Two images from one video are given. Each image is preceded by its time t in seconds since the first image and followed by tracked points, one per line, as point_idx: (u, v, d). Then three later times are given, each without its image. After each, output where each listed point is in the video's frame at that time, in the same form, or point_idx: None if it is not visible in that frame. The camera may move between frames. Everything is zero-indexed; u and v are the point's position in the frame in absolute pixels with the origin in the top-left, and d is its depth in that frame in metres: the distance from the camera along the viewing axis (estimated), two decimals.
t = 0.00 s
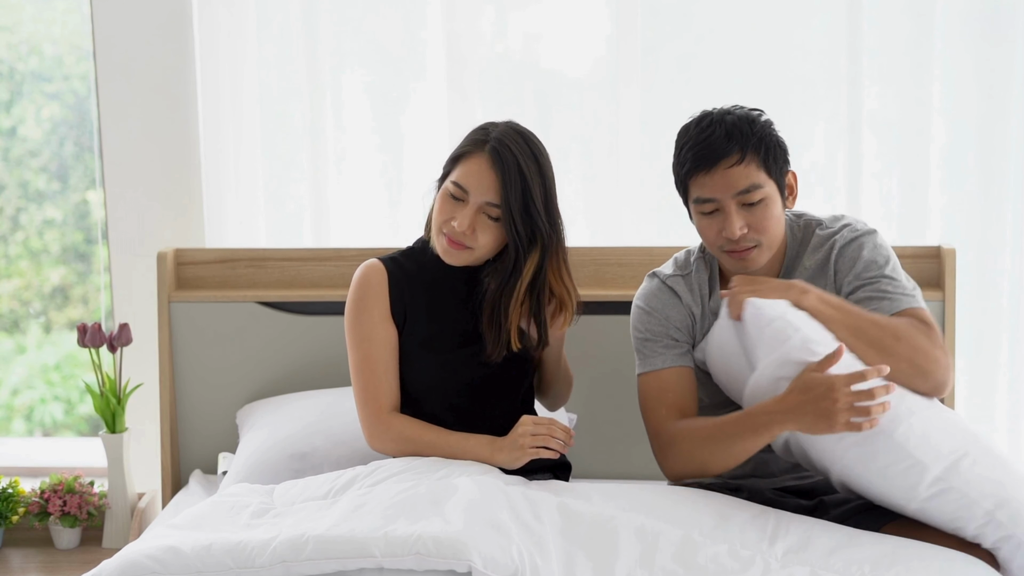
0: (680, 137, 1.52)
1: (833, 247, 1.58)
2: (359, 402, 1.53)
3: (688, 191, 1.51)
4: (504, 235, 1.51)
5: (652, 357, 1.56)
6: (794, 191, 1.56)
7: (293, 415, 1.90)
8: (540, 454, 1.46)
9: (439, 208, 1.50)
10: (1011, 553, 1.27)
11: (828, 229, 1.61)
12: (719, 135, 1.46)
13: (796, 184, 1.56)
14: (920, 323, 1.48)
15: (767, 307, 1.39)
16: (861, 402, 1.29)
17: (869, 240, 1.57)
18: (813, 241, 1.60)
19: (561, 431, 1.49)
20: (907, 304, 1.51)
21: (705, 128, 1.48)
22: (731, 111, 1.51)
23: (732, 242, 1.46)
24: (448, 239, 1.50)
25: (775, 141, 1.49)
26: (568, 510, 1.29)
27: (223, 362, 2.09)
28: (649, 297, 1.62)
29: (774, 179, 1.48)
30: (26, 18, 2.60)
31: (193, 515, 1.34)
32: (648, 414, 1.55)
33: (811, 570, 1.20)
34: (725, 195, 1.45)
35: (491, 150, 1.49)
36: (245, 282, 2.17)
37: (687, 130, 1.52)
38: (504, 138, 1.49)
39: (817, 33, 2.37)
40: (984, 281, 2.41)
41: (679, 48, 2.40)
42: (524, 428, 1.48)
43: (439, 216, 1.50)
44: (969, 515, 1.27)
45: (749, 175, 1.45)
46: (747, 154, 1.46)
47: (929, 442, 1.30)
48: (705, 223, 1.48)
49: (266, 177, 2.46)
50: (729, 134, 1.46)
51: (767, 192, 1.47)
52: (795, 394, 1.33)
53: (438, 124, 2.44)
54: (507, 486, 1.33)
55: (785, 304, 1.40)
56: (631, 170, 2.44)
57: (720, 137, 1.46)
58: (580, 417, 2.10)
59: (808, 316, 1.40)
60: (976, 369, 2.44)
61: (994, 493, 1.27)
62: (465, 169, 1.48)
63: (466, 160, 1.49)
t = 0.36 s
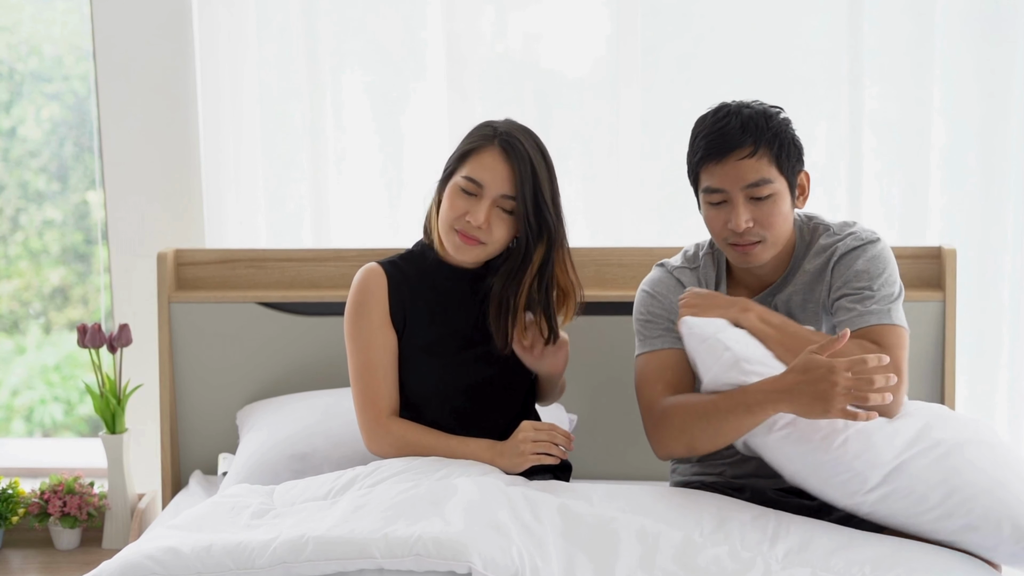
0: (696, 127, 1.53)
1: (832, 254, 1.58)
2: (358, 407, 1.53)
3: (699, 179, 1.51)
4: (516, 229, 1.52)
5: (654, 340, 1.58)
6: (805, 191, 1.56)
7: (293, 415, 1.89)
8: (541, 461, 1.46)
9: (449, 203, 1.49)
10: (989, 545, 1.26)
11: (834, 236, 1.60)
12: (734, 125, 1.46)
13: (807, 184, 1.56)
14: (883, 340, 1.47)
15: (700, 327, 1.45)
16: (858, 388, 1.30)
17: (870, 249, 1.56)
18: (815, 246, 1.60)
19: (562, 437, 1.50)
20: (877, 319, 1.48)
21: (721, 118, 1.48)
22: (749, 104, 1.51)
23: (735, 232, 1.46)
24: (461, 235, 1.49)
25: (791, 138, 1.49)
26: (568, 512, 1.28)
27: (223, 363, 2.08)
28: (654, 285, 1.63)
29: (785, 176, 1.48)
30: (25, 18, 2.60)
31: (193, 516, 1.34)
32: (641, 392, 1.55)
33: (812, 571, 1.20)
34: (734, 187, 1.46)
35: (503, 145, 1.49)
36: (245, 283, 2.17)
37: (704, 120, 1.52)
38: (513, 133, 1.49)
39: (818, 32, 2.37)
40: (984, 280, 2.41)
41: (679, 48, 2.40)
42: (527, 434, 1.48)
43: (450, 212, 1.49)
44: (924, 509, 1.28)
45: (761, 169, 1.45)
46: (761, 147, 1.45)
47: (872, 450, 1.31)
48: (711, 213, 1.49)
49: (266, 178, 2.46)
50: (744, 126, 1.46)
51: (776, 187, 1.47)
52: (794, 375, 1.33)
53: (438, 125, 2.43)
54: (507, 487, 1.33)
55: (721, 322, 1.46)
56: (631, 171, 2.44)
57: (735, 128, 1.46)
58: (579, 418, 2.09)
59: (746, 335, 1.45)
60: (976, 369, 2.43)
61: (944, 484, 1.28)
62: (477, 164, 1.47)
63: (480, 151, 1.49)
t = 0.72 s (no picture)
0: (707, 123, 1.52)
1: (832, 258, 1.56)
2: (359, 412, 1.52)
3: (707, 173, 1.51)
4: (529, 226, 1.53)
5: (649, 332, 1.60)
6: (810, 193, 1.56)
7: (294, 416, 1.89)
8: (546, 464, 1.46)
9: (465, 199, 1.48)
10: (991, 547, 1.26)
11: (837, 240, 1.59)
12: (748, 122, 1.45)
13: (814, 186, 1.56)
14: (862, 349, 1.45)
15: (672, 343, 1.41)
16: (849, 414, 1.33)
17: (870, 256, 1.54)
18: (817, 249, 1.60)
19: (565, 439, 1.49)
20: (862, 327, 1.47)
21: (735, 113, 1.47)
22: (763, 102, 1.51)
23: (740, 230, 1.46)
24: (479, 233, 1.48)
25: (803, 140, 1.48)
26: (569, 513, 1.28)
27: (224, 363, 2.08)
28: (653, 278, 1.65)
29: (794, 177, 1.47)
30: (25, 18, 2.60)
31: (194, 517, 1.34)
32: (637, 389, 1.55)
33: (813, 573, 1.19)
34: (742, 184, 1.46)
35: (517, 145, 1.50)
36: (245, 283, 2.16)
37: (716, 117, 1.51)
38: (526, 134, 1.51)
39: (819, 33, 2.36)
40: (985, 280, 2.41)
41: (679, 49, 2.40)
42: (531, 436, 1.47)
43: (468, 210, 1.48)
44: (900, 516, 1.26)
45: (770, 168, 1.44)
46: (772, 146, 1.45)
47: (847, 458, 1.30)
48: (717, 209, 1.48)
49: (266, 178, 2.46)
50: (757, 124, 1.45)
51: (785, 188, 1.46)
52: (788, 399, 1.33)
53: (439, 125, 2.43)
54: (507, 487, 1.33)
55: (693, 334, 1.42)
56: (632, 171, 2.44)
57: (748, 125, 1.45)
58: (579, 420, 2.09)
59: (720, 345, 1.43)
60: (977, 370, 2.43)
61: (920, 491, 1.25)
62: (494, 160, 1.48)
63: (497, 148, 1.49)
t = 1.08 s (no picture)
0: (711, 124, 1.51)
1: (833, 266, 1.50)
2: (359, 414, 1.52)
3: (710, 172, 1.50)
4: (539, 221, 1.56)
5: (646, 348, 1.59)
6: (813, 197, 1.55)
7: (294, 416, 1.89)
8: (549, 462, 1.46)
9: (486, 199, 1.49)
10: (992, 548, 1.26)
11: (838, 247, 1.53)
12: (751, 122, 1.44)
13: (816, 190, 1.55)
14: (868, 361, 1.39)
15: (665, 388, 1.37)
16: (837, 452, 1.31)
17: (872, 262, 1.47)
18: (818, 257, 1.54)
19: (567, 436, 1.49)
20: (867, 337, 1.40)
21: (739, 113, 1.47)
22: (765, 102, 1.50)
23: (739, 230, 1.45)
24: (501, 233, 1.50)
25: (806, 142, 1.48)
26: (570, 513, 1.28)
27: (223, 363, 2.08)
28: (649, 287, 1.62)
29: (796, 180, 1.47)
30: (25, 18, 2.60)
31: (195, 517, 1.34)
32: (631, 412, 1.54)
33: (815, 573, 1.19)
34: (743, 184, 1.45)
35: (520, 140, 1.52)
36: (245, 283, 2.16)
37: (718, 117, 1.50)
38: (523, 130, 1.54)
39: (819, 33, 2.36)
40: (986, 280, 2.41)
41: (679, 49, 2.40)
42: (534, 433, 1.47)
43: (492, 211, 1.49)
44: (901, 526, 1.26)
45: (772, 169, 1.44)
46: (774, 147, 1.44)
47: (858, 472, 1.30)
48: (719, 209, 1.48)
49: (267, 178, 2.46)
50: (760, 124, 1.44)
51: (786, 190, 1.45)
52: (777, 448, 1.32)
53: (440, 125, 2.43)
54: (509, 486, 1.33)
55: (688, 373, 1.36)
56: (632, 172, 2.44)
57: (751, 125, 1.44)
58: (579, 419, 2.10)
59: (718, 378, 1.36)
60: (978, 370, 2.43)
61: (922, 498, 1.25)
62: (512, 158, 1.50)
63: (510, 146, 1.51)
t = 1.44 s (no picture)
0: (708, 134, 1.49)
1: (835, 283, 1.48)
2: (360, 415, 1.52)
3: (705, 183, 1.48)
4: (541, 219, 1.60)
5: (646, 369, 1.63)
6: (809, 209, 1.55)
7: (294, 415, 1.89)
8: (550, 461, 1.46)
9: (500, 200, 1.50)
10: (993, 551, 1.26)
11: (839, 262, 1.50)
12: (747, 133, 1.43)
13: (812, 201, 1.54)
14: (877, 380, 1.37)
15: (648, 447, 1.39)
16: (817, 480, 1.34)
17: (874, 278, 1.46)
18: (819, 273, 1.51)
19: (567, 434, 1.49)
20: (872, 353, 1.39)
21: (735, 123, 1.45)
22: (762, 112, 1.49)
23: (734, 242, 1.43)
24: (516, 233, 1.53)
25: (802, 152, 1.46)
26: (571, 514, 1.28)
27: (223, 362, 2.08)
28: (647, 305, 1.62)
29: (791, 190, 1.44)
30: (25, 18, 2.59)
31: (195, 516, 1.34)
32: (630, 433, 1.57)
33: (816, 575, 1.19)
34: (739, 196, 1.43)
35: (522, 138, 1.55)
36: (245, 283, 2.16)
37: (715, 125, 1.48)
38: (522, 127, 1.56)
39: (820, 32, 2.36)
40: (986, 280, 2.40)
41: (679, 49, 2.40)
42: (535, 433, 1.47)
43: (510, 210, 1.51)
44: (887, 540, 1.28)
45: (767, 180, 1.42)
46: (770, 158, 1.42)
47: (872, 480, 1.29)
48: (713, 220, 1.46)
49: (267, 178, 2.46)
50: (756, 135, 1.43)
51: (782, 202, 1.43)
52: (756, 482, 1.35)
53: (440, 125, 2.43)
54: (509, 486, 1.33)
55: (662, 424, 1.39)
56: (633, 171, 2.44)
57: (747, 136, 1.42)
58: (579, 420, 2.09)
59: (705, 425, 1.37)
60: (979, 370, 2.43)
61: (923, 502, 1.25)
62: (523, 158, 1.52)
63: (517, 149, 1.53)
